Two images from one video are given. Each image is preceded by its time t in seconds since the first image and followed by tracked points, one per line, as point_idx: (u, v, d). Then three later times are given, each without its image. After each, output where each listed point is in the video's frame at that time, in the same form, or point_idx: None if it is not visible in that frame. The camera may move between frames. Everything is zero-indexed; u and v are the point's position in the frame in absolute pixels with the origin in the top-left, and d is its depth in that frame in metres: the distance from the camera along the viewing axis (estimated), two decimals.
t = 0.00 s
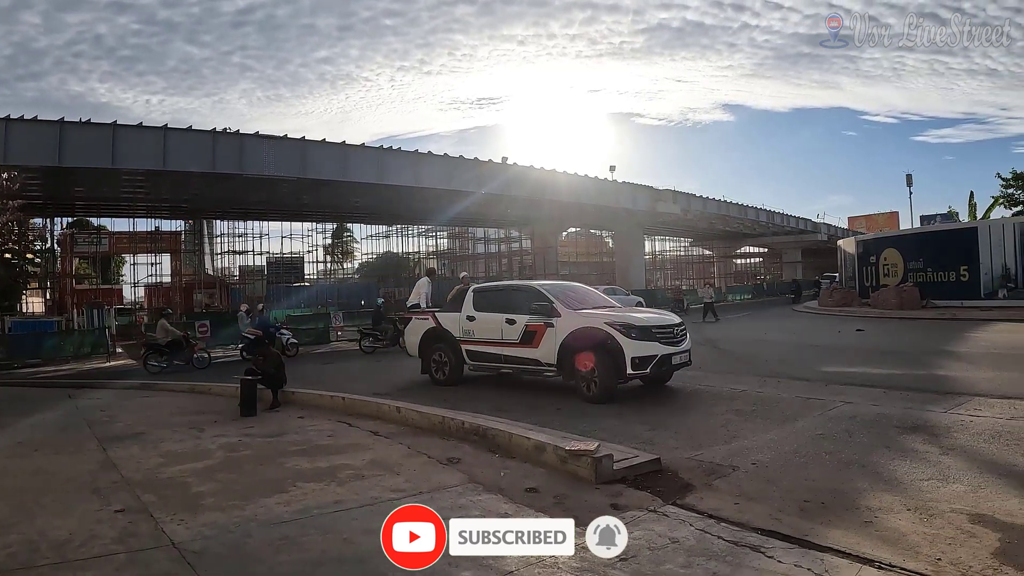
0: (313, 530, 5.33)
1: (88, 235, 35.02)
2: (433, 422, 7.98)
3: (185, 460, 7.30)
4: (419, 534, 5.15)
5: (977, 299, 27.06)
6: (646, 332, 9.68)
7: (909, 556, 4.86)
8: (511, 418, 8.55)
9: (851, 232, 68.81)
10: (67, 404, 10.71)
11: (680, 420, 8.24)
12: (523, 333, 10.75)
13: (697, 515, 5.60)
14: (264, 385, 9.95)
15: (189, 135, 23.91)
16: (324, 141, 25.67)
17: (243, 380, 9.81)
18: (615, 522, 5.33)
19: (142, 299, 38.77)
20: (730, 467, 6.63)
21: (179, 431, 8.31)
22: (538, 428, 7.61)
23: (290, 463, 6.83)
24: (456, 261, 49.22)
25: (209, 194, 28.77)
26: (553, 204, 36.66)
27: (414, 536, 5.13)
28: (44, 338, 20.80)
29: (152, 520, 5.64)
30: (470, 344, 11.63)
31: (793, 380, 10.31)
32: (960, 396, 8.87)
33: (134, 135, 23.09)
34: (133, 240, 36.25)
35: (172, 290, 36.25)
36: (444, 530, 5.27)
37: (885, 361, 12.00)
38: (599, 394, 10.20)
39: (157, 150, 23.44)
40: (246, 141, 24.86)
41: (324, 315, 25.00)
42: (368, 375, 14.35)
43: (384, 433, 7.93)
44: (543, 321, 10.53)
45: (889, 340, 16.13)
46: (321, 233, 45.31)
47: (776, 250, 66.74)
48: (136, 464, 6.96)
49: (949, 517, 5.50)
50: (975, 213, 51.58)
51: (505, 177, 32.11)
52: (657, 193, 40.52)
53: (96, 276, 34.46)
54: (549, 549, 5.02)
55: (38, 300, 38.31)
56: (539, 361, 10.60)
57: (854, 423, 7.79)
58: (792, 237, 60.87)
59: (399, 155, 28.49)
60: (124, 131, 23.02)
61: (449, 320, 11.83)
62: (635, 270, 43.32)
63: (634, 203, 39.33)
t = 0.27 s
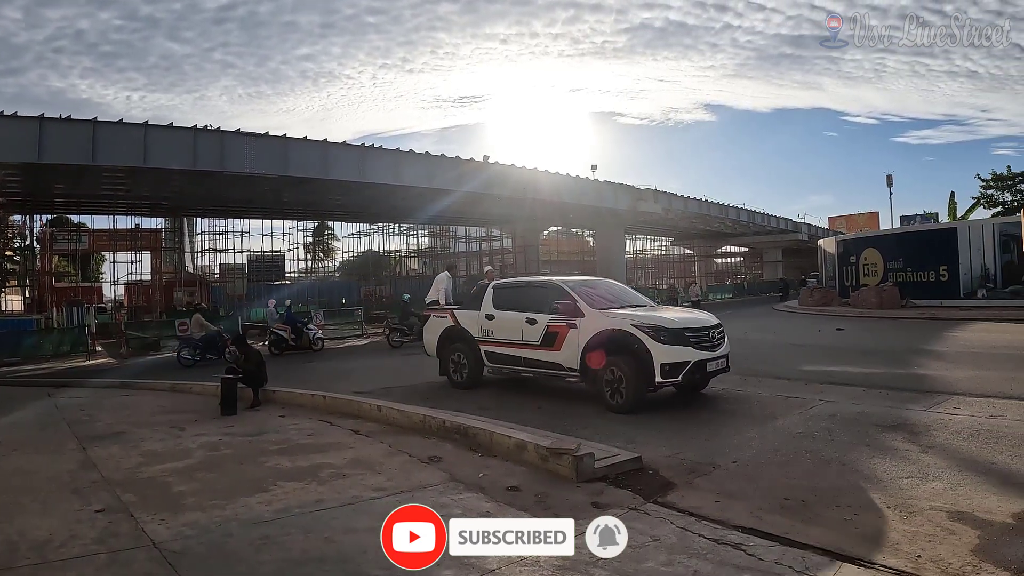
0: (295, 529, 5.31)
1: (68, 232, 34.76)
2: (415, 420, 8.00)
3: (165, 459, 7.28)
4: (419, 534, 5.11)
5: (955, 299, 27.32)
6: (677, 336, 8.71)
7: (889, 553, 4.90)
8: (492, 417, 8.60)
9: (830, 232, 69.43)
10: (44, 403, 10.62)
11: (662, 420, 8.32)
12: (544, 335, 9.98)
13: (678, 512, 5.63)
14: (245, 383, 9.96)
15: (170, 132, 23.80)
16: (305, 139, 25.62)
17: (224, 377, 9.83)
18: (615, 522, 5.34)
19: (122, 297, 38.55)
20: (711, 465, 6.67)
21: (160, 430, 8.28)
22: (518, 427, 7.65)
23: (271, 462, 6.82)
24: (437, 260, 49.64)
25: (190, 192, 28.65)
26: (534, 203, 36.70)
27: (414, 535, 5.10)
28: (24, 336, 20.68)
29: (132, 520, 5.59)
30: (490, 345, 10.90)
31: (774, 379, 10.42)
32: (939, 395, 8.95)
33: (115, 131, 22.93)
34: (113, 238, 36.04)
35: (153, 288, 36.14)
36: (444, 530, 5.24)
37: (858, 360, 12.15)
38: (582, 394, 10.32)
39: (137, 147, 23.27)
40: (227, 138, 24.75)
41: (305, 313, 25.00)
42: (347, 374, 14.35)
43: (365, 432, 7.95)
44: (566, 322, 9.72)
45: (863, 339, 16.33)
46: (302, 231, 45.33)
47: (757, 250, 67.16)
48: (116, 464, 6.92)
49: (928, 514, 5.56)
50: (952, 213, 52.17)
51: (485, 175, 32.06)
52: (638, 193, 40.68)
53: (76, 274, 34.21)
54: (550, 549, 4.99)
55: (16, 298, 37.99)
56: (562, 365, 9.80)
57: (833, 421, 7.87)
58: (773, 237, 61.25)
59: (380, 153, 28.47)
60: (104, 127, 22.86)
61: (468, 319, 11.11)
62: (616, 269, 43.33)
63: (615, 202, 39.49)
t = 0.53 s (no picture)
0: (285, 529, 5.30)
1: (57, 231, 34.62)
2: (406, 420, 8.01)
3: (155, 459, 7.26)
4: (419, 534, 5.10)
5: (945, 298, 27.50)
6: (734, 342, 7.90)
7: (879, 552, 4.92)
8: (483, 417, 8.63)
9: (820, 232, 69.74)
10: (32, 403, 10.57)
11: (653, 420, 8.37)
12: (582, 339, 9.28)
13: (668, 512, 5.64)
14: (235, 384, 9.97)
15: (160, 131, 23.70)
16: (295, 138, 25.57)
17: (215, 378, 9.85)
18: (616, 522, 5.35)
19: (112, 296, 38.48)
20: (701, 465, 6.70)
21: (149, 430, 8.26)
22: (508, 427, 7.67)
23: (262, 462, 6.81)
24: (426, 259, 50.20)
25: (180, 191, 28.54)
26: (525, 202, 36.74)
27: (414, 535, 5.10)
28: (13, 335, 20.49)
29: (122, 521, 5.58)
30: (522, 348, 10.25)
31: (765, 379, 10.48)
32: (929, 394, 9.00)
33: (105, 130, 22.82)
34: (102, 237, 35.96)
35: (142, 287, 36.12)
36: (444, 530, 5.25)
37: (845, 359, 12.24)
38: (574, 393, 10.44)
39: (127, 146, 23.18)
40: (217, 137, 24.69)
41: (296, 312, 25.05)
42: (337, 374, 14.35)
43: (356, 432, 7.96)
44: (606, 325, 8.98)
45: (850, 339, 16.43)
46: (292, 230, 45.35)
47: (747, 250, 67.34)
48: (105, 464, 6.89)
49: (918, 513, 5.59)
50: (941, 214, 52.50)
51: (475, 174, 32.03)
52: (628, 193, 40.75)
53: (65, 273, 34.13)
54: (551, 549, 4.99)
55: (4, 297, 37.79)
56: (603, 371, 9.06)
57: (823, 421, 7.91)
58: (764, 237, 61.35)
59: (370, 153, 28.45)
60: (94, 126, 22.75)
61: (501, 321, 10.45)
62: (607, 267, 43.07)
63: (606, 202, 39.54)
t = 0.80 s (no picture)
0: (275, 529, 5.30)
1: (46, 230, 34.49)
2: (396, 420, 8.01)
3: (145, 459, 7.24)
4: (419, 534, 5.09)
5: (935, 299, 27.60)
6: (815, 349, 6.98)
7: (868, 551, 4.95)
8: (474, 416, 8.67)
9: (809, 232, 70.01)
10: (19, 403, 10.51)
11: (642, 420, 8.40)
12: (636, 345, 8.38)
13: (658, 511, 5.66)
14: (225, 384, 9.96)
15: (150, 130, 23.59)
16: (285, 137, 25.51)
17: (204, 378, 9.83)
18: (615, 522, 5.35)
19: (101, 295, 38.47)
20: (691, 465, 6.72)
21: (139, 430, 8.23)
22: (499, 426, 7.69)
23: (252, 462, 6.80)
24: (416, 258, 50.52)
25: (169, 190, 28.44)
26: (514, 202, 36.77)
27: (414, 535, 5.09)
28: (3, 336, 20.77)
29: (111, 521, 5.56)
30: (567, 355, 9.39)
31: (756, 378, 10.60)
32: (919, 394, 9.05)
33: (95, 129, 22.70)
34: (91, 236, 35.90)
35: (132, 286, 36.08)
36: (443, 530, 5.24)
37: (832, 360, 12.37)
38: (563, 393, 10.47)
39: (116, 145, 23.08)
40: (207, 136, 24.61)
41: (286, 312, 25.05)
42: (327, 373, 14.36)
43: (346, 432, 7.96)
44: (664, 329, 8.08)
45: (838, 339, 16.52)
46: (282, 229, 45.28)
47: (737, 250, 67.43)
48: (94, 465, 6.86)
49: (907, 512, 5.61)
50: (929, 214, 52.78)
51: (464, 173, 31.99)
52: (618, 193, 40.86)
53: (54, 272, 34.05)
54: (549, 549, 4.99)
55: None
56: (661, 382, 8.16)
57: (813, 424, 7.96)
58: (753, 238, 61.55)
59: (361, 152, 28.42)
60: (83, 125, 22.63)
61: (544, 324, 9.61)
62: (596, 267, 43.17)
63: (596, 201, 39.63)
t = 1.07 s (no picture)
0: (266, 529, 5.29)
1: (36, 229, 34.34)
2: (388, 419, 8.01)
3: (136, 459, 7.23)
4: (419, 534, 5.07)
5: (927, 299, 27.63)
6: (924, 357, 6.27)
7: (858, 550, 4.97)
8: (466, 416, 8.69)
9: (801, 233, 70.19)
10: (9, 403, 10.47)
11: (634, 419, 8.43)
12: (710, 351, 7.64)
13: (649, 510, 5.67)
14: (216, 383, 9.94)
15: (141, 128, 23.50)
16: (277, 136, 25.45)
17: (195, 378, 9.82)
18: (616, 522, 5.36)
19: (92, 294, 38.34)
20: (682, 464, 6.74)
21: (130, 430, 8.22)
22: (490, 425, 7.70)
23: (243, 462, 6.79)
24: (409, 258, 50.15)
25: (160, 189, 28.34)
26: (506, 201, 36.78)
27: (414, 535, 5.07)
28: None
29: (102, 521, 5.54)
30: (624, 362, 8.63)
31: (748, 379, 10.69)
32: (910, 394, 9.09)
33: (85, 127, 22.59)
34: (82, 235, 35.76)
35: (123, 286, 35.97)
36: (444, 530, 5.23)
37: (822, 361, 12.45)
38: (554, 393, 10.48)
39: (108, 143, 23.01)
40: (199, 136, 24.55)
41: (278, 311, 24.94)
42: (317, 372, 14.35)
43: (337, 431, 7.96)
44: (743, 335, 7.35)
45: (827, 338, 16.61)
46: (274, 228, 45.20)
47: (729, 250, 67.60)
48: (85, 465, 6.84)
49: (897, 511, 5.64)
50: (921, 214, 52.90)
51: (456, 173, 31.98)
52: (611, 192, 40.95)
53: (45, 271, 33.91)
54: (550, 550, 4.99)
55: None
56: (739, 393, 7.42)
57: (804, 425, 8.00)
58: (746, 237, 61.70)
59: (353, 152, 28.42)
60: (74, 123, 22.52)
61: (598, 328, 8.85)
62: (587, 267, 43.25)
63: (588, 200, 39.70)
